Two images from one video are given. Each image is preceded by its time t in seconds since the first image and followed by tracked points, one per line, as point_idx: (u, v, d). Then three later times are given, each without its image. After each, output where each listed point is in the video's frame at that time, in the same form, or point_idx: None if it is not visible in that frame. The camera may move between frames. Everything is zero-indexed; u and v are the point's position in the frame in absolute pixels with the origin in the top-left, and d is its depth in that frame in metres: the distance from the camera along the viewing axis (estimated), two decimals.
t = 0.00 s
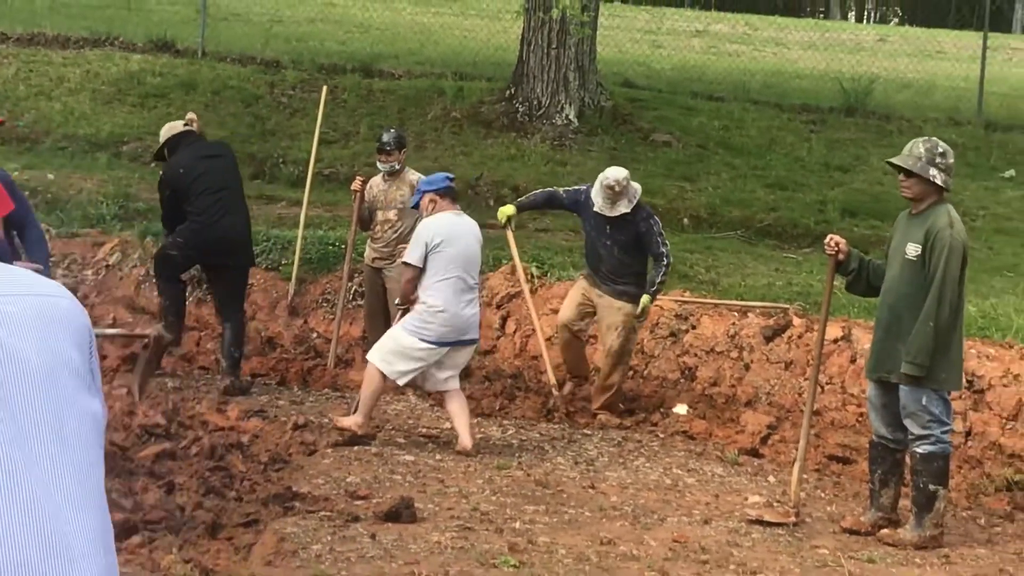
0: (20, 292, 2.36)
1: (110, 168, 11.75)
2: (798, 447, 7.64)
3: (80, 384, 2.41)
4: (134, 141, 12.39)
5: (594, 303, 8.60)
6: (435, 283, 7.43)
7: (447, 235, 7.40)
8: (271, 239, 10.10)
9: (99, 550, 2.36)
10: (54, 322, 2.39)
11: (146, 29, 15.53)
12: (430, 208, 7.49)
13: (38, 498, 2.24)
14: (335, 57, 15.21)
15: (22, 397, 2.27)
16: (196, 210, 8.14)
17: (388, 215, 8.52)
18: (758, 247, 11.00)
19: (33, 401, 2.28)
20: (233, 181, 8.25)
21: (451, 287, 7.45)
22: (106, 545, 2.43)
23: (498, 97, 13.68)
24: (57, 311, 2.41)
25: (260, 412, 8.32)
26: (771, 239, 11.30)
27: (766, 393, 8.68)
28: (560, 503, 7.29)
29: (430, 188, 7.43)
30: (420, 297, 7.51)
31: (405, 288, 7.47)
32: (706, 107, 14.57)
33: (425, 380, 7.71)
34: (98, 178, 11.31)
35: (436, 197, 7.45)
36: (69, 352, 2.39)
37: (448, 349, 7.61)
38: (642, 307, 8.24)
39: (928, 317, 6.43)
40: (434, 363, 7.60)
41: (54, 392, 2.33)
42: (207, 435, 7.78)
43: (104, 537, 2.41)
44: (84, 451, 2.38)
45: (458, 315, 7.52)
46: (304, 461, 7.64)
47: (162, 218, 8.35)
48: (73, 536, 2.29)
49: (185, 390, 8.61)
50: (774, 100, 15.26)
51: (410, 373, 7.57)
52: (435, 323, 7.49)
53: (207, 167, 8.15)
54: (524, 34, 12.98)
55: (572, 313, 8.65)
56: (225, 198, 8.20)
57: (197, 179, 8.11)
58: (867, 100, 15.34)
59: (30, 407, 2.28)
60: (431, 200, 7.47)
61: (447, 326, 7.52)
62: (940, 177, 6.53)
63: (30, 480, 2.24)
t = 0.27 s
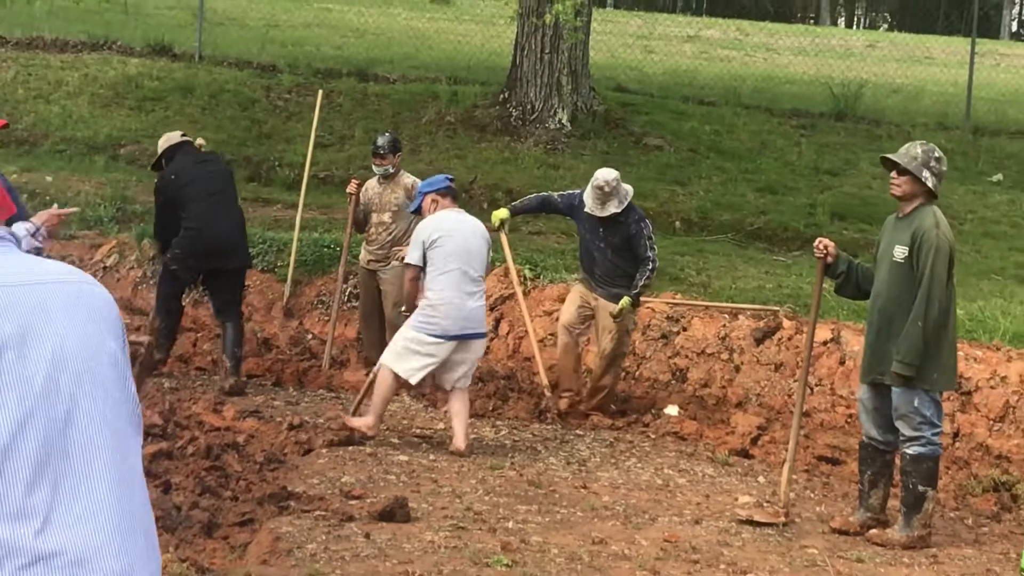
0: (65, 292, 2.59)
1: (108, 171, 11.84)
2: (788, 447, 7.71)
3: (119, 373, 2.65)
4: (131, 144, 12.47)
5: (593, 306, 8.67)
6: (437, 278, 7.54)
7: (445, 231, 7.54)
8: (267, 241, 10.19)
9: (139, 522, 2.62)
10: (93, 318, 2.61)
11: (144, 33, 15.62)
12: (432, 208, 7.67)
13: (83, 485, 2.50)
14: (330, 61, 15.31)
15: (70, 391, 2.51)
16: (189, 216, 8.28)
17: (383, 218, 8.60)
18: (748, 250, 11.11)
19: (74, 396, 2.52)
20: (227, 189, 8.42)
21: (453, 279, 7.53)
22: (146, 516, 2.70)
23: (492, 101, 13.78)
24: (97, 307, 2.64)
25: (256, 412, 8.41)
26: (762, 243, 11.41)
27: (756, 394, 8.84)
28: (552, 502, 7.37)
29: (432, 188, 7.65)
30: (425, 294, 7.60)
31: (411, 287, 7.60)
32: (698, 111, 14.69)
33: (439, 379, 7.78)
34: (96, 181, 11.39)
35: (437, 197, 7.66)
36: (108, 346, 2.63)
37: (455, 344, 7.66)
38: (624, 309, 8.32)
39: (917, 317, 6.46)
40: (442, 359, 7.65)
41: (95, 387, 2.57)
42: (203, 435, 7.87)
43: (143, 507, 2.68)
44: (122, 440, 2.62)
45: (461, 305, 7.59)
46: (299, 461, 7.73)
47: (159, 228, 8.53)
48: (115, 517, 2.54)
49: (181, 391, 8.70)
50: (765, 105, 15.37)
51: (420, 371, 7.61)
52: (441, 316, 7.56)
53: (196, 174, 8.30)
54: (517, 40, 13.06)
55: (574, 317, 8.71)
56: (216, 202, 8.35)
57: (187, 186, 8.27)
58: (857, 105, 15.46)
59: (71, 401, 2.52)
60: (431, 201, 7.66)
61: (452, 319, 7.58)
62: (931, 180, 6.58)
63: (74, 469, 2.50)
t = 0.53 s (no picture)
0: (136, 314, 2.61)
1: (106, 174, 11.89)
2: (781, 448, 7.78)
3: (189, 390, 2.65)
4: (129, 146, 12.53)
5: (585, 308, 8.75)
6: (427, 282, 7.64)
7: (432, 237, 7.67)
8: (264, 243, 10.26)
9: (201, 538, 2.66)
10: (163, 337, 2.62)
11: (142, 37, 15.68)
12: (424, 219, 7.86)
13: (135, 503, 2.54)
14: (327, 65, 15.38)
15: (124, 411, 2.54)
16: (194, 224, 8.40)
17: (379, 221, 8.66)
18: (742, 252, 11.19)
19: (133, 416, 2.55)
20: (236, 196, 8.50)
21: (440, 279, 7.60)
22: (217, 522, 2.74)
23: (487, 105, 13.85)
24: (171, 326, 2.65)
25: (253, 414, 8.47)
26: (755, 245, 11.48)
27: (749, 395, 8.90)
28: (547, 503, 7.44)
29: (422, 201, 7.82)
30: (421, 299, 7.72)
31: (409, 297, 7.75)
32: (692, 115, 14.77)
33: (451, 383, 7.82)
34: (94, 183, 11.44)
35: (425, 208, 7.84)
36: (177, 364, 2.63)
37: (450, 342, 7.68)
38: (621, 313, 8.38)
39: (910, 323, 6.51)
40: (439, 358, 7.68)
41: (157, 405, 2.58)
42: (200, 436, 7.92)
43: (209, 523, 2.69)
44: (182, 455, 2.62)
45: (451, 303, 7.62)
46: (296, 462, 7.79)
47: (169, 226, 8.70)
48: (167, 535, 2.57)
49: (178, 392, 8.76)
50: (759, 108, 15.44)
51: (422, 376, 7.67)
52: (432, 316, 7.64)
53: (203, 184, 8.37)
54: (512, 43, 13.11)
55: (564, 319, 8.78)
56: (221, 212, 8.43)
57: (193, 195, 8.36)
58: (850, 108, 15.54)
59: (130, 420, 2.54)
60: (421, 213, 7.87)
61: (444, 317, 7.63)
62: (926, 185, 6.62)
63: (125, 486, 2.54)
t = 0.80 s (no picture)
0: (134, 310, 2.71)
1: (107, 178, 11.96)
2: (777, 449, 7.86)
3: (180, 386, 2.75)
4: (130, 150, 12.59)
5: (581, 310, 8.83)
6: (417, 285, 7.71)
7: (420, 240, 7.72)
8: (264, 246, 10.33)
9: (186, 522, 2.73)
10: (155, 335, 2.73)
11: (142, 41, 15.75)
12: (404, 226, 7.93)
13: (116, 488, 2.62)
14: (326, 69, 15.45)
15: (109, 398, 2.64)
16: (198, 222, 8.46)
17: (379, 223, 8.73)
18: (738, 255, 11.26)
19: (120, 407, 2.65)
20: (240, 195, 8.58)
21: (431, 282, 7.67)
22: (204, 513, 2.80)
23: (486, 109, 13.92)
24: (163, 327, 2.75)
25: (253, 415, 8.55)
26: (751, 247, 11.56)
27: (745, 397, 8.97)
28: (545, 503, 7.51)
29: (396, 209, 7.91)
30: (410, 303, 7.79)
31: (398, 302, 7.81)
32: (688, 118, 14.84)
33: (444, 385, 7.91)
34: (95, 187, 11.51)
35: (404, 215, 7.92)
36: (162, 357, 2.72)
37: (442, 344, 7.78)
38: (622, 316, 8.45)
39: (906, 324, 6.57)
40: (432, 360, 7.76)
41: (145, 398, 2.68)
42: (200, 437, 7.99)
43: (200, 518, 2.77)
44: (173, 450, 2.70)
45: (443, 305, 7.70)
46: (296, 464, 7.86)
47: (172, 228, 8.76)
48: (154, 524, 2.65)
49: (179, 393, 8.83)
50: (755, 112, 15.52)
51: (414, 379, 7.74)
52: (424, 319, 7.72)
53: (208, 182, 8.45)
54: (510, 47, 13.20)
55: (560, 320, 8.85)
56: (224, 212, 8.50)
57: (197, 194, 8.44)
58: (845, 111, 15.61)
59: (120, 411, 2.64)
60: (398, 221, 7.92)
61: (436, 320, 7.71)
62: (922, 188, 6.67)
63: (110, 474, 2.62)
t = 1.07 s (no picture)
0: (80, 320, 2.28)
1: (112, 180, 12.06)
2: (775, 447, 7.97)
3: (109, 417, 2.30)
4: (135, 153, 12.70)
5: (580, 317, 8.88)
6: (402, 290, 7.80)
7: (405, 246, 7.79)
8: (267, 247, 10.44)
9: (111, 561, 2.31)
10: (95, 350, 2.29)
11: (147, 46, 15.86)
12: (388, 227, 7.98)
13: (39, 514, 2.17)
14: (328, 72, 15.56)
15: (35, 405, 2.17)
16: (198, 223, 8.60)
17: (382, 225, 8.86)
18: (736, 255, 11.37)
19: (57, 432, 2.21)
20: (237, 193, 8.70)
21: (416, 288, 7.76)
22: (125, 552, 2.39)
23: (486, 112, 14.03)
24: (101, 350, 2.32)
25: (257, 415, 8.65)
26: (749, 248, 11.66)
27: (744, 396, 9.09)
28: (546, 501, 7.61)
29: (380, 210, 7.92)
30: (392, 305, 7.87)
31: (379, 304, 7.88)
32: (687, 120, 14.96)
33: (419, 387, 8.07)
34: (101, 190, 11.61)
35: (388, 217, 7.97)
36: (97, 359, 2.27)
37: (423, 349, 7.90)
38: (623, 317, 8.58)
39: (902, 325, 6.68)
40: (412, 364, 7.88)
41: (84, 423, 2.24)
42: (205, 437, 8.09)
43: (135, 546, 2.39)
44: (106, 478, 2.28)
45: (426, 311, 7.80)
46: (300, 463, 7.96)
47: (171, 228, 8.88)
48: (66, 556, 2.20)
49: (184, 393, 8.93)
50: (753, 114, 15.63)
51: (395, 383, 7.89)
52: (408, 323, 7.81)
53: (204, 181, 8.55)
54: (510, 50, 13.32)
55: (558, 328, 8.92)
56: (221, 210, 8.62)
57: (194, 192, 8.55)
58: (842, 113, 15.73)
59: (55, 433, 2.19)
60: (381, 221, 7.96)
61: (420, 325, 7.82)
62: (915, 189, 6.78)
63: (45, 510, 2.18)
